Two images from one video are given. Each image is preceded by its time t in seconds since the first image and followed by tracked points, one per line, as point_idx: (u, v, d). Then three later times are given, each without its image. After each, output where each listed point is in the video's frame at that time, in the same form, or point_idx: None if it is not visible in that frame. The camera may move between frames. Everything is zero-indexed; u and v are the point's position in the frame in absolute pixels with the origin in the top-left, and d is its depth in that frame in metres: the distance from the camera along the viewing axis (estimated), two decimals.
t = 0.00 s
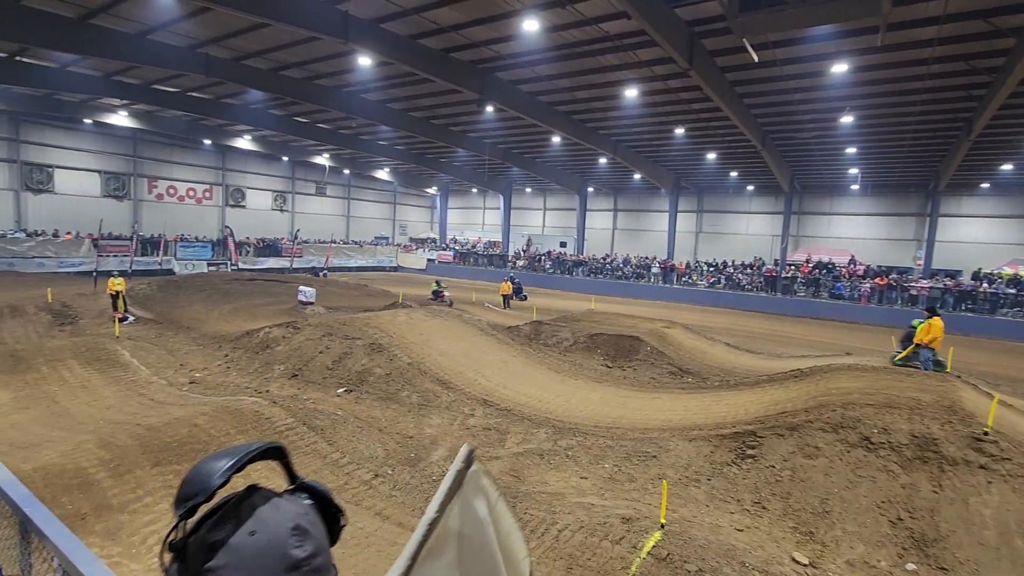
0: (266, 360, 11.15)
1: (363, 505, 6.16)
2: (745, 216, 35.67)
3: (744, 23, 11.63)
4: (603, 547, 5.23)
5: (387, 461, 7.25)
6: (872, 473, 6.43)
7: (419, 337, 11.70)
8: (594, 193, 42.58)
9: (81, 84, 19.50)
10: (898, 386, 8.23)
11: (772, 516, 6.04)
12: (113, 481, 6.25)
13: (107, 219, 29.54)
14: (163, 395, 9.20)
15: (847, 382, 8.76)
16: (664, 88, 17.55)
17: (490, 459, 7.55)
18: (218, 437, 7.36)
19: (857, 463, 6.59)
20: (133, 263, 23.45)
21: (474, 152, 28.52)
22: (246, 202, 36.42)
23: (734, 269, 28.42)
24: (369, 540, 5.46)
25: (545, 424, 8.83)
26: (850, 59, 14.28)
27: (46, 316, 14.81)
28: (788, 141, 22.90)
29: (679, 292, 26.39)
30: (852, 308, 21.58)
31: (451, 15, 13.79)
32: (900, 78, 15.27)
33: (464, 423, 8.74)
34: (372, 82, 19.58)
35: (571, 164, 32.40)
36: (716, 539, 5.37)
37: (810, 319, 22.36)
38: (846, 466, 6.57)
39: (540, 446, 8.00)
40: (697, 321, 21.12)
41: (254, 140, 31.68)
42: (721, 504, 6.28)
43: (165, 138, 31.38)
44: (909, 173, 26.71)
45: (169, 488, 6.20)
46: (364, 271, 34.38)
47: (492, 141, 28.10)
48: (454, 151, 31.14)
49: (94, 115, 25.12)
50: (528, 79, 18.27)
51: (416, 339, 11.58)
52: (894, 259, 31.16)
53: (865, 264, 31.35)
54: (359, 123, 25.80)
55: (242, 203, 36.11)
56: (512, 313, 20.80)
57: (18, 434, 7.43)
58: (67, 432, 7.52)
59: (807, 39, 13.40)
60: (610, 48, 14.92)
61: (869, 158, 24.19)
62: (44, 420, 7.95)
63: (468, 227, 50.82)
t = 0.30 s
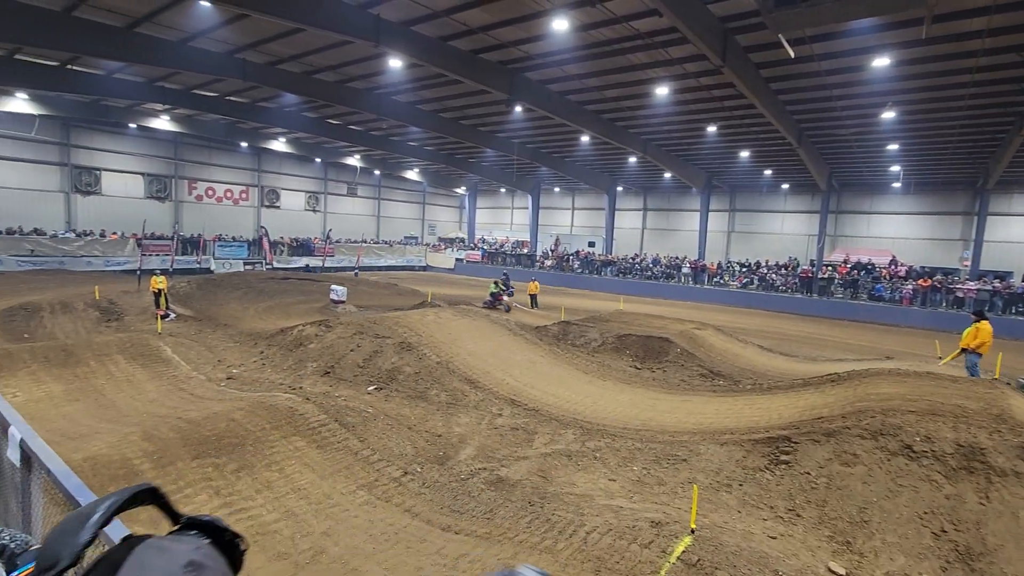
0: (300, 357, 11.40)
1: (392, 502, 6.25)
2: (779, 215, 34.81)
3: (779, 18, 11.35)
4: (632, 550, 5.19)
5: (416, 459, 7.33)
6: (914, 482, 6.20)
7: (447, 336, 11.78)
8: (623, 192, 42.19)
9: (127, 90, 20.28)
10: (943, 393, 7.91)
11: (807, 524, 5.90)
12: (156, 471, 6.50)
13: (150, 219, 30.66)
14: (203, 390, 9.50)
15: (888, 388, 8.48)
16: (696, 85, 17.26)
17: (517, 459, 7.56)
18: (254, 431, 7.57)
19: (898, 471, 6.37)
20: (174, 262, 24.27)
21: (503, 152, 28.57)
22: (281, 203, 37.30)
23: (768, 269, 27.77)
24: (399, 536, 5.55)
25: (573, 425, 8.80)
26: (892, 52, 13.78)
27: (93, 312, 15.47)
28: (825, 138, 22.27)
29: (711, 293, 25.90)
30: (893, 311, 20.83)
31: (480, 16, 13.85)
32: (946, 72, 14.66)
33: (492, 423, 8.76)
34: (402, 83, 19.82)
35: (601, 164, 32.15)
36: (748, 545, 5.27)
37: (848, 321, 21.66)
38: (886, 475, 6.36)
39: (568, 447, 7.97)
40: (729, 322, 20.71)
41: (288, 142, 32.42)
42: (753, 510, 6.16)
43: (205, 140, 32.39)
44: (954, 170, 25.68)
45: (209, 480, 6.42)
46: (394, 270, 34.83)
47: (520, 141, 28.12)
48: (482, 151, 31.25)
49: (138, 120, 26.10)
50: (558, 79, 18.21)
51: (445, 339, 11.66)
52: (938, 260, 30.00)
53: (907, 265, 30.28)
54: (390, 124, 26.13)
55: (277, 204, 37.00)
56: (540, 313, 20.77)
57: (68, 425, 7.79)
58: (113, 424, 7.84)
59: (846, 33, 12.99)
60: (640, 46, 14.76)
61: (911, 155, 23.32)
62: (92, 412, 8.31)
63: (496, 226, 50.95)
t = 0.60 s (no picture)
0: (333, 354, 11.63)
1: (422, 499, 6.32)
2: (816, 214, 33.86)
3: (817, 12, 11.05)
4: (662, 554, 5.14)
5: (445, 456, 7.39)
6: (959, 493, 5.97)
7: (476, 335, 11.84)
8: (654, 191, 41.69)
9: (170, 95, 21.02)
10: (990, 400, 7.61)
11: (845, 533, 5.73)
12: (197, 463, 6.72)
13: (190, 219, 31.72)
14: (240, 385, 9.78)
15: (931, 394, 8.18)
16: (729, 82, 16.93)
17: (546, 458, 7.55)
18: (289, 426, 7.76)
19: (943, 481, 6.14)
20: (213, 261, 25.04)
21: (532, 151, 28.55)
22: (314, 203, 38.11)
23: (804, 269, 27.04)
24: (428, 532, 5.62)
25: (602, 426, 8.74)
26: (939, 44, 13.25)
27: (138, 309, 16.08)
28: (866, 135, 21.57)
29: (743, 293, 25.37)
30: (938, 314, 20.05)
31: (510, 16, 13.88)
32: (996, 63, 14.02)
33: (520, 422, 8.78)
34: (432, 84, 20.01)
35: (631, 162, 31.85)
36: (783, 553, 5.16)
37: (890, 324, 20.91)
38: (930, 484, 6.15)
39: (597, 448, 7.92)
40: (763, 324, 20.25)
41: (321, 143, 33.08)
42: (787, 517, 6.03)
43: (242, 143, 33.34)
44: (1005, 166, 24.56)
45: (248, 472, 6.63)
46: (424, 269, 35.17)
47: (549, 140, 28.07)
48: (512, 151, 31.30)
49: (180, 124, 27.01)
50: (587, 78, 18.11)
51: (474, 338, 11.72)
52: (986, 260, 28.73)
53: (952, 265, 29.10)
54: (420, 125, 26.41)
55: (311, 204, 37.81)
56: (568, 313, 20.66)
57: (115, 416, 8.13)
58: (156, 416, 8.15)
59: (889, 25, 12.55)
60: (671, 43, 14.56)
61: (958, 151, 22.40)
62: (137, 404, 8.65)
63: (525, 226, 50.95)
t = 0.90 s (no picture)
0: (358, 352, 11.78)
1: (444, 495, 6.38)
2: (848, 213, 32.98)
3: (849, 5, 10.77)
4: (686, 557, 5.09)
5: (468, 455, 7.43)
6: (1000, 502, 5.78)
7: (499, 334, 11.87)
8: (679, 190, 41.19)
9: (203, 99, 21.58)
10: None
11: (878, 540, 5.57)
12: (228, 456, 6.89)
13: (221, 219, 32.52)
14: (269, 381, 9.99)
15: (970, 399, 7.93)
16: (758, 78, 16.62)
17: (568, 458, 7.52)
18: (316, 422, 7.89)
19: (983, 490, 5.95)
20: (243, 260, 25.61)
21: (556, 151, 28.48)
22: (341, 203, 38.67)
23: (836, 270, 26.38)
24: (451, 529, 5.65)
25: (626, 427, 8.67)
26: (980, 37, 12.78)
27: (172, 306, 16.57)
28: (901, 131, 20.95)
29: (773, 294, 24.83)
30: (978, 317, 19.32)
31: (535, 16, 13.86)
32: None
33: (543, 422, 8.76)
34: (457, 84, 20.11)
35: (657, 161, 31.49)
36: (813, 559, 5.06)
37: (926, 327, 20.20)
38: (969, 492, 5.97)
39: (620, 449, 7.87)
40: (792, 325, 19.78)
41: (348, 144, 33.56)
42: (817, 523, 5.89)
43: (272, 144, 34.06)
44: None
45: (277, 467, 6.77)
46: (447, 268, 35.36)
47: (574, 139, 27.97)
48: (536, 150, 31.27)
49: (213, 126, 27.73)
50: (612, 76, 17.98)
51: (497, 337, 11.74)
52: None
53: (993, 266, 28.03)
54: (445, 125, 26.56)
55: (337, 204, 38.38)
56: (591, 313, 20.52)
57: (150, 410, 8.39)
58: (189, 410, 8.39)
59: (926, 18, 12.15)
60: (698, 40, 14.36)
61: (1000, 147, 21.59)
62: (171, 399, 8.92)
63: (548, 225, 50.85)
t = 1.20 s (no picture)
0: (380, 350, 11.89)
1: (463, 493, 6.39)
2: (879, 212, 32.13)
3: None
4: (708, 561, 5.02)
5: (488, 453, 7.43)
6: None
7: (519, 334, 11.84)
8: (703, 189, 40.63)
9: (231, 101, 22.02)
10: None
11: (909, 548, 5.41)
12: (253, 451, 7.02)
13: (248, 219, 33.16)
14: (293, 378, 10.14)
15: (1007, 405, 7.67)
16: (785, 74, 16.29)
17: (588, 459, 7.46)
18: (338, 419, 7.98)
19: (1021, 499, 5.75)
20: (268, 259, 26.05)
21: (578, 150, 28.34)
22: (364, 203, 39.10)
23: (865, 270, 25.73)
24: (470, 528, 5.65)
25: (647, 428, 8.58)
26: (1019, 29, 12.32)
27: (200, 304, 16.95)
28: (934, 128, 20.35)
29: (800, 295, 24.31)
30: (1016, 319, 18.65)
31: (557, 14, 13.82)
32: None
33: (563, 422, 8.72)
34: (479, 84, 20.16)
35: (680, 160, 31.12)
36: (840, 566, 4.93)
37: (961, 329, 19.55)
38: (1006, 502, 5.77)
39: (640, 450, 7.79)
40: (819, 327, 19.34)
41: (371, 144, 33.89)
42: (844, 529, 5.74)
43: (297, 145, 34.62)
44: None
45: (300, 462, 6.87)
46: (468, 267, 35.49)
47: (595, 138, 27.82)
48: (557, 150, 31.17)
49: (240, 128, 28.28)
50: (635, 74, 17.83)
51: (517, 336, 11.72)
52: None
53: None
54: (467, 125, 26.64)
55: (360, 204, 38.79)
56: (613, 314, 20.36)
57: (179, 405, 8.59)
58: (215, 406, 8.56)
59: (962, 10, 11.77)
60: (723, 36, 14.14)
61: None
62: (199, 394, 9.12)
63: (570, 225, 50.64)
